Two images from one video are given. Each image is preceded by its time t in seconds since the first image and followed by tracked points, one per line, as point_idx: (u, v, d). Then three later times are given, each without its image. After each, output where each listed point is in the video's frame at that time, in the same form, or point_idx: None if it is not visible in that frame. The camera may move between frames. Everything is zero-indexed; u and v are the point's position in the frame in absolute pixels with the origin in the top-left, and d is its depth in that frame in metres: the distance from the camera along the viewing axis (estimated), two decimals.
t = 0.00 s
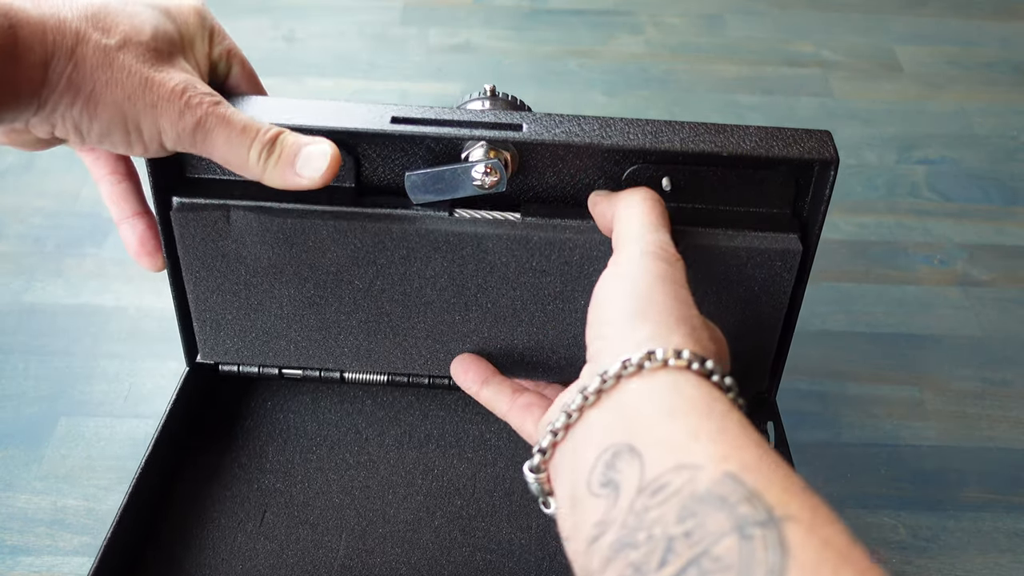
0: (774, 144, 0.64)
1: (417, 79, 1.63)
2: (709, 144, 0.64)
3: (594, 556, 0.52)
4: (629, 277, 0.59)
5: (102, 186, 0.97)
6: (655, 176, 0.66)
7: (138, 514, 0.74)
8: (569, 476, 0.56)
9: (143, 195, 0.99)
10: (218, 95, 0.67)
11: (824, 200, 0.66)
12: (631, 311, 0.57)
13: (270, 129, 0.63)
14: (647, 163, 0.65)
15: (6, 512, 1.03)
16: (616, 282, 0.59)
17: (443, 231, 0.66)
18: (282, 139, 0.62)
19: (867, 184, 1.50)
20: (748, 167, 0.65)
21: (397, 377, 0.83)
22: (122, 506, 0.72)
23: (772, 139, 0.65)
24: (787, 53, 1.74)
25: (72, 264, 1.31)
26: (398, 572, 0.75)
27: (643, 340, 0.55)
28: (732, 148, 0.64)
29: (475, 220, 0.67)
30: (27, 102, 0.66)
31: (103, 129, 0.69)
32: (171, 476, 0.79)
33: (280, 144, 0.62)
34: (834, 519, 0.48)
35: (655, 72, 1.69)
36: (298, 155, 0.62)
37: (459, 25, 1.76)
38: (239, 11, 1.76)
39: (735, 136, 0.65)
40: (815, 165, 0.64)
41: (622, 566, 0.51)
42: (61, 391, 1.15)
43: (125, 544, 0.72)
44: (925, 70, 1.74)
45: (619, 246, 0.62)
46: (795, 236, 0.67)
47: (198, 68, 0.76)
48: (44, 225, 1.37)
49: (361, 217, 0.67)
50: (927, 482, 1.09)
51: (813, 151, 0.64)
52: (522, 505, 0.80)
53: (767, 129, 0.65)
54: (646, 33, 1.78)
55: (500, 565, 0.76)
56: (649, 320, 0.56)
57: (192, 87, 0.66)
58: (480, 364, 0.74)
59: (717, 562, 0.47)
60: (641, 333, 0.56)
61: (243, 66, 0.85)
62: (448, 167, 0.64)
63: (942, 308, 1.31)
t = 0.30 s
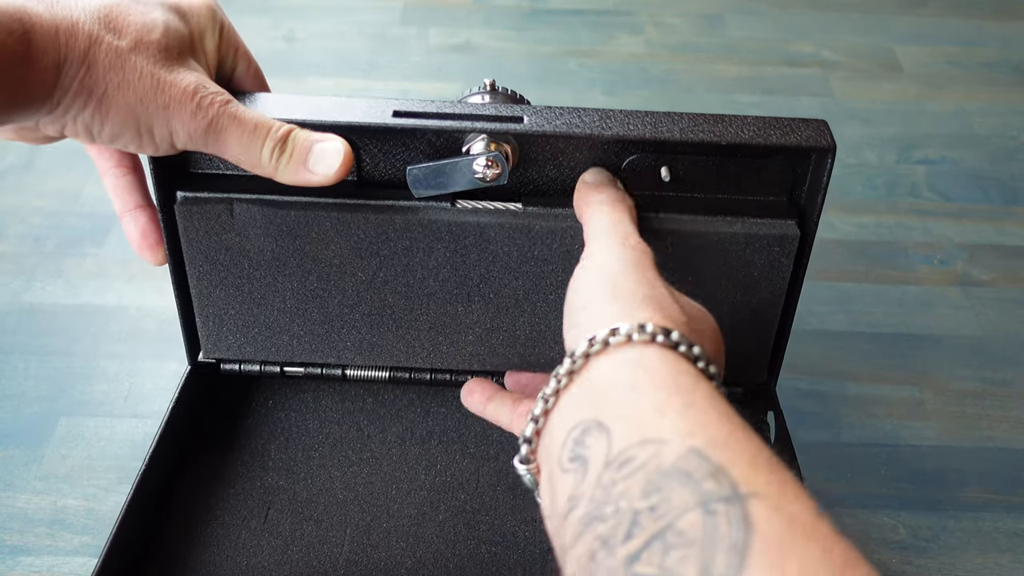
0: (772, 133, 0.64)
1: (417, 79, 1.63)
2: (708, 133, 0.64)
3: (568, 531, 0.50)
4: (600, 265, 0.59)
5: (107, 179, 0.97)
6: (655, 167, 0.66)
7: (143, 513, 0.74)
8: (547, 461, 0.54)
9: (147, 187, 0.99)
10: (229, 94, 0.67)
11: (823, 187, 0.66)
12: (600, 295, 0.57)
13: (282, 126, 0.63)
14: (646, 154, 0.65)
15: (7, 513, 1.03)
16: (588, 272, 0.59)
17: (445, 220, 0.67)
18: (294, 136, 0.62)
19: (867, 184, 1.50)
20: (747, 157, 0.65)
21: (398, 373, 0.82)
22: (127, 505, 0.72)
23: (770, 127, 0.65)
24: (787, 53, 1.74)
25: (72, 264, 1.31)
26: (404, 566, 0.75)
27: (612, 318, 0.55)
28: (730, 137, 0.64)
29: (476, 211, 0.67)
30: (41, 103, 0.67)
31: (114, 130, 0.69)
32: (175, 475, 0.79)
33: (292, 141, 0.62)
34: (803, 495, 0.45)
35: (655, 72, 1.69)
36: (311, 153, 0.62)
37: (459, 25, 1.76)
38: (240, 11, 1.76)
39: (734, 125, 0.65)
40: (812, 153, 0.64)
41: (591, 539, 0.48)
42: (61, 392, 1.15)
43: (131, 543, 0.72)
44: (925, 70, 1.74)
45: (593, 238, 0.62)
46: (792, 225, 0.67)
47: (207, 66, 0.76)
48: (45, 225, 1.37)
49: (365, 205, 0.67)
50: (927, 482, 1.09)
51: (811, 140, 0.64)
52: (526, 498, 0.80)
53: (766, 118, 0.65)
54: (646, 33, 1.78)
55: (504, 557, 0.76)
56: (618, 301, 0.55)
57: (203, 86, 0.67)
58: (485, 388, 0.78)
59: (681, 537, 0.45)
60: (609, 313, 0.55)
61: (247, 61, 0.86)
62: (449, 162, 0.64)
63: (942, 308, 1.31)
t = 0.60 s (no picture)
0: (771, 128, 0.64)
1: (417, 79, 1.64)
2: (707, 128, 0.64)
3: (590, 522, 0.51)
4: (635, 246, 0.57)
5: (108, 175, 0.97)
6: (655, 162, 0.66)
7: (144, 512, 0.74)
8: (568, 447, 0.55)
9: (148, 184, 0.99)
10: (230, 88, 0.67)
11: (822, 184, 0.66)
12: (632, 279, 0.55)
13: (284, 121, 0.63)
14: (646, 150, 0.65)
15: (6, 512, 1.03)
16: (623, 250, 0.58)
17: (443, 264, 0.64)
18: (294, 132, 0.62)
19: (867, 184, 1.50)
20: (748, 153, 0.65)
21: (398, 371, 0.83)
22: (128, 505, 0.72)
23: (770, 123, 0.65)
24: (787, 53, 1.75)
25: (72, 264, 1.31)
26: (406, 564, 0.75)
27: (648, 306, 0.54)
28: (730, 132, 0.64)
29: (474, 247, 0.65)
30: (45, 95, 0.67)
31: (117, 122, 0.69)
32: (176, 475, 0.79)
33: (293, 136, 0.62)
34: (837, 501, 0.46)
35: (654, 72, 1.69)
36: (312, 147, 0.62)
37: (459, 25, 1.76)
38: (240, 11, 1.76)
39: (733, 121, 0.65)
40: (812, 149, 0.64)
41: (617, 533, 0.49)
42: (61, 391, 1.15)
43: (132, 542, 0.72)
44: (925, 70, 1.75)
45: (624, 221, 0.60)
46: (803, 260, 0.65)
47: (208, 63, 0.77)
48: (44, 225, 1.37)
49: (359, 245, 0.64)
50: (927, 482, 1.09)
51: (810, 135, 0.64)
52: (527, 494, 0.80)
53: (764, 113, 0.65)
54: (646, 33, 1.78)
55: (505, 554, 0.76)
56: (654, 288, 0.54)
57: (206, 80, 0.66)
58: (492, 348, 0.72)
59: (716, 532, 0.45)
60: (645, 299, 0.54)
61: (249, 59, 0.86)
62: (449, 157, 0.65)
63: (942, 308, 1.31)
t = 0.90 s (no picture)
0: (771, 128, 0.64)
1: (417, 80, 1.64)
2: (707, 128, 0.64)
3: None
4: (672, 354, 0.54)
5: (108, 176, 0.97)
6: (655, 162, 0.66)
7: (143, 514, 0.73)
8: None
9: (148, 184, 0.99)
10: (230, 87, 0.67)
11: (822, 182, 0.66)
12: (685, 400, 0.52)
13: (283, 120, 0.63)
14: (646, 150, 0.65)
15: (6, 512, 1.03)
16: (659, 360, 0.54)
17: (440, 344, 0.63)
18: (294, 131, 0.62)
19: (867, 184, 1.50)
20: (748, 153, 0.65)
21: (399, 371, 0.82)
22: (127, 507, 0.71)
23: (770, 123, 0.65)
24: (787, 53, 1.74)
25: (72, 264, 1.31)
26: (407, 564, 0.75)
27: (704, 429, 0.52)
28: (729, 133, 0.64)
29: (473, 316, 0.64)
30: (43, 89, 0.67)
31: (115, 118, 0.69)
32: (176, 476, 0.78)
33: (292, 135, 0.62)
34: None
35: (655, 72, 1.69)
36: (310, 147, 0.62)
37: (459, 25, 1.76)
38: (239, 11, 1.76)
39: (733, 121, 0.65)
40: (812, 149, 0.64)
41: None
42: (61, 391, 1.15)
43: (132, 543, 0.72)
44: (925, 70, 1.75)
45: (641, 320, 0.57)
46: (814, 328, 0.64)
47: (208, 63, 0.77)
48: (44, 226, 1.37)
49: (352, 324, 0.63)
50: (927, 482, 1.09)
51: (810, 135, 0.64)
52: (527, 494, 0.80)
53: (764, 114, 0.65)
54: (646, 33, 1.78)
55: (506, 553, 0.76)
56: (709, 406, 0.52)
57: (206, 78, 0.66)
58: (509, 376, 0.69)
59: None
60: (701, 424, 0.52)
61: (248, 59, 0.86)
62: (449, 158, 0.65)
63: (942, 308, 1.31)
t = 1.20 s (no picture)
0: (771, 128, 0.64)
1: (417, 79, 1.64)
2: (707, 128, 0.64)
3: None
4: (686, 379, 0.53)
5: (108, 175, 0.97)
6: (655, 162, 0.66)
7: (144, 513, 0.74)
8: None
9: (148, 184, 0.99)
10: (229, 86, 0.66)
11: (822, 182, 0.66)
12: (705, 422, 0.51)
13: (282, 120, 0.63)
14: (645, 150, 0.65)
15: (6, 512, 1.03)
16: (672, 389, 0.53)
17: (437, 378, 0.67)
18: (293, 132, 0.62)
19: (867, 184, 1.50)
20: (747, 152, 0.65)
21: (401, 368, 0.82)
22: (128, 507, 0.72)
23: (770, 123, 0.65)
24: (787, 53, 1.74)
25: (72, 264, 1.31)
26: (407, 563, 0.75)
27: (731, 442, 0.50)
28: (729, 132, 0.64)
29: (469, 346, 0.67)
30: (42, 89, 0.67)
31: (115, 118, 0.69)
32: (176, 475, 0.78)
33: (291, 136, 0.62)
34: None
35: (655, 72, 1.69)
36: (309, 147, 0.62)
37: (459, 25, 1.76)
38: (240, 11, 1.76)
39: (733, 121, 0.65)
40: (812, 150, 0.64)
41: None
42: (61, 391, 1.15)
43: (133, 542, 0.72)
44: (925, 70, 1.74)
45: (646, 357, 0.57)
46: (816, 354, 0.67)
47: (207, 63, 0.77)
48: (45, 225, 1.37)
49: (349, 357, 0.67)
50: (927, 482, 1.09)
51: (810, 135, 0.64)
52: (527, 494, 0.80)
53: (765, 113, 0.65)
54: (646, 33, 1.78)
55: (505, 553, 0.76)
56: (730, 416, 0.51)
57: (206, 78, 0.66)
58: (524, 414, 0.66)
59: None
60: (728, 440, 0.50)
61: (248, 59, 0.86)
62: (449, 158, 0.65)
63: (942, 308, 1.31)
